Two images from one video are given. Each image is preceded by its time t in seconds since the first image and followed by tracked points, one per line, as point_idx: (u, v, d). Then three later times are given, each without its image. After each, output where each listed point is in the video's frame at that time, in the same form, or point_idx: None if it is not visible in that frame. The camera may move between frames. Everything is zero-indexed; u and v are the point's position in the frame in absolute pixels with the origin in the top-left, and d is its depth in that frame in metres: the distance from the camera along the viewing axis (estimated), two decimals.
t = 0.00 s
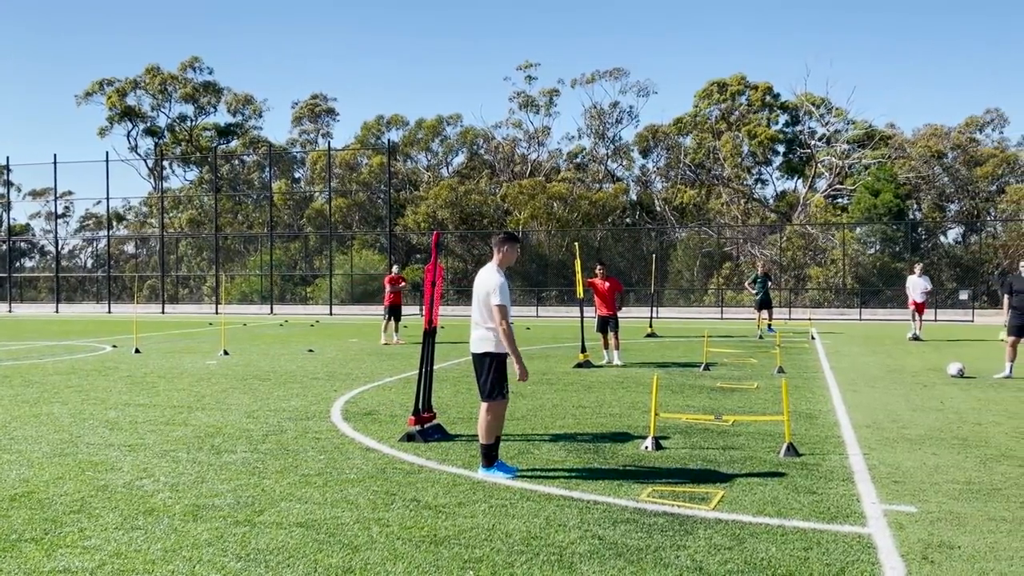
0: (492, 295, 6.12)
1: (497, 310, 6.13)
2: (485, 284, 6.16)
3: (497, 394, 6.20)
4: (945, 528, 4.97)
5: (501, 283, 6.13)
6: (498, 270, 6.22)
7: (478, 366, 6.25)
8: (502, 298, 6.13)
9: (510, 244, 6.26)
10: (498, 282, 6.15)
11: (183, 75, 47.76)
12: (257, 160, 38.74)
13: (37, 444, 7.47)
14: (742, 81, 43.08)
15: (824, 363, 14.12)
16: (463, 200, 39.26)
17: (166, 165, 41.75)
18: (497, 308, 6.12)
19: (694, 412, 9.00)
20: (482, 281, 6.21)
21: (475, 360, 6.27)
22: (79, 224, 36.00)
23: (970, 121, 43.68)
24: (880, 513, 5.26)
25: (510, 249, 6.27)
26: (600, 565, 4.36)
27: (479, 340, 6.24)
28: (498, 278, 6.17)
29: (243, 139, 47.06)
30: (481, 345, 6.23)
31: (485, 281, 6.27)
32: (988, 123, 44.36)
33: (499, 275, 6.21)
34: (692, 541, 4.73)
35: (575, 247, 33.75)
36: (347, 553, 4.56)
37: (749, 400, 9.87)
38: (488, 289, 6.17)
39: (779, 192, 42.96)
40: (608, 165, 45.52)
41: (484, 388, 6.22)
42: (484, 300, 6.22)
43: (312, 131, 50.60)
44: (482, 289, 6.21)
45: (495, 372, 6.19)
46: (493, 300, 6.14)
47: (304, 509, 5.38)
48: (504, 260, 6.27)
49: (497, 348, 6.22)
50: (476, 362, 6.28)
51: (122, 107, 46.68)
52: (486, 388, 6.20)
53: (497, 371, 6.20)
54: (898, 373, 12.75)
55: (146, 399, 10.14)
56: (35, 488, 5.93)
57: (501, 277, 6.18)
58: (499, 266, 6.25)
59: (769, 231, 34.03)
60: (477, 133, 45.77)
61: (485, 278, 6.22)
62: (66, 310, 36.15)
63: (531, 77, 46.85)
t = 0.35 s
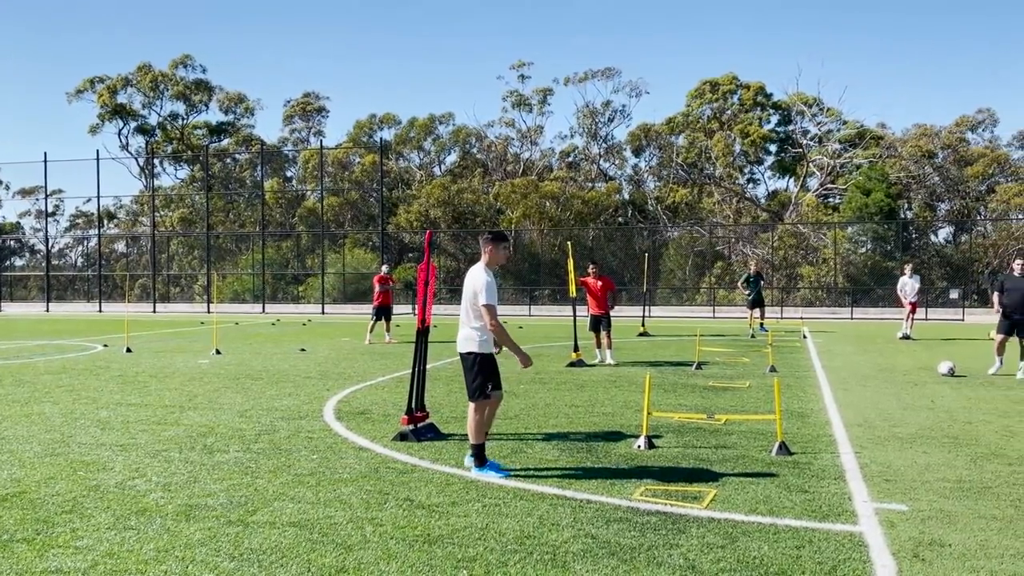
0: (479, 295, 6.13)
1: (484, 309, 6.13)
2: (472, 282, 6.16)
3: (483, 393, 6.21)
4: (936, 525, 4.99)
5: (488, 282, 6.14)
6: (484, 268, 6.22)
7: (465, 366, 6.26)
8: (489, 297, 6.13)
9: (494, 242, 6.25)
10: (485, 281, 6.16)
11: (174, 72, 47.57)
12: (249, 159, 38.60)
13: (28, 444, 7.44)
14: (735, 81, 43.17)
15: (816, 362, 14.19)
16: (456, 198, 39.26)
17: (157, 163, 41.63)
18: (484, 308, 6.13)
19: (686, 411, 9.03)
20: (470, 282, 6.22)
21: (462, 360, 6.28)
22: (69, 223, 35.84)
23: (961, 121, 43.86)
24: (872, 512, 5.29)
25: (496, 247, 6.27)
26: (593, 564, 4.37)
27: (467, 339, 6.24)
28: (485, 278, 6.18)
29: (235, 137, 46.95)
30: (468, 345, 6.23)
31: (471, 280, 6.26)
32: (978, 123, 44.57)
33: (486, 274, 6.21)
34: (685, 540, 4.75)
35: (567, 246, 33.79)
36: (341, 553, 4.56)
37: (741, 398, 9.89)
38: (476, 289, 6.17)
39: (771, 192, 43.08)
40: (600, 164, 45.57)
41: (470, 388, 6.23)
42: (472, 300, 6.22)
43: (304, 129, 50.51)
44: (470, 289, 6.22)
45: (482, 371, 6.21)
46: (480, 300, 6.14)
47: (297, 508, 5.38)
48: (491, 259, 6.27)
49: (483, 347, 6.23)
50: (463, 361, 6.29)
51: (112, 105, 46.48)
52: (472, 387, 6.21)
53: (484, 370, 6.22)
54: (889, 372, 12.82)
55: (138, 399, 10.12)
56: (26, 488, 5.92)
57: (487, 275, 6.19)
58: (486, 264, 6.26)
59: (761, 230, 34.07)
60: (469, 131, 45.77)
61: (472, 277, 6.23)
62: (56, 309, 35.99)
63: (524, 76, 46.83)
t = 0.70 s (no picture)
0: (459, 290, 6.16)
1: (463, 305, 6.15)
2: (455, 279, 6.20)
3: (476, 390, 6.22)
4: (930, 523, 5.02)
5: (466, 279, 6.16)
6: (467, 266, 6.25)
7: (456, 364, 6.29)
8: (468, 294, 6.14)
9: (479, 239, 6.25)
10: (467, 277, 6.18)
11: (168, 70, 47.43)
12: (243, 157, 38.53)
13: (21, 443, 7.42)
14: (729, 80, 43.20)
15: (809, 360, 14.23)
16: (450, 197, 39.24)
17: (150, 162, 41.51)
18: (463, 304, 6.15)
19: (681, 410, 9.05)
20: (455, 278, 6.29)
21: (453, 358, 6.30)
22: (62, 221, 35.72)
23: (955, 120, 43.96)
24: (865, 510, 5.30)
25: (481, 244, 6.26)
26: (588, 563, 4.37)
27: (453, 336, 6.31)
28: (469, 275, 6.19)
29: (229, 135, 46.84)
30: (459, 343, 6.26)
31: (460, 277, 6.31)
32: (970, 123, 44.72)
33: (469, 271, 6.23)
34: (680, 538, 4.75)
35: (562, 244, 33.80)
36: (336, 552, 4.55)
37: (736, 397, 9.91)
38: (457, 286, 6.22)
39: (765, 190, 43.13)
40: (595, 163, 45.59)
41: (462, 385, 6.26)
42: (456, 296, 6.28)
43: (298, 128, 50.41)
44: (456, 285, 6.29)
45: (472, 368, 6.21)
46: (460, 296, 6.18)
47: (292, 508, 5.37)
48: (479, 256, 6.27)
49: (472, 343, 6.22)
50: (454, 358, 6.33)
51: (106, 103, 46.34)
52: (462, 385, 6.26)
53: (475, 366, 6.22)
54: (882, 370, 12.87)
55: (133, 398, 10.10)
56: (20, 487, 5.90)
57: (470, 272, 6.20)
58: (472, 261, 6.27)
59: (755, 229, 34.06)
60: (464, 130, 45.75)
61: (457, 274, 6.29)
62: (49, 308, 35.85)
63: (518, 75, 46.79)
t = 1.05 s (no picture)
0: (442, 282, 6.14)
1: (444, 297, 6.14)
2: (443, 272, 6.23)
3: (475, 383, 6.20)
4: (925, 521, 5.04)
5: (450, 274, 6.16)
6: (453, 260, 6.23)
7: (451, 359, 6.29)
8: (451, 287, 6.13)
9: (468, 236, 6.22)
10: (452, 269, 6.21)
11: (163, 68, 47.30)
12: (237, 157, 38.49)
13: (16, 443, 7.40)
14: (724, 79, 43.27)
15: (804, 359, 14.25)
16: (445, 196, 39.26)
17: (145, 161, 41.39)
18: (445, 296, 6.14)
19: (676, 409, 9.07)
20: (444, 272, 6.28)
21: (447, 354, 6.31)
22: (55, 220, 35.60)
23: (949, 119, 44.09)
24: (861, 508, 5.32)
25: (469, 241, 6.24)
26: (584, 561, 4.38)
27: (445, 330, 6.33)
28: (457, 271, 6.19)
29: (224, 134, 46.75)
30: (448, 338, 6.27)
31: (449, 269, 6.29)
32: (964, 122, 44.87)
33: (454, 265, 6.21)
34: (676, 537, 4.76)
35: (557, 243, 33.86)
36: (332, 551, 4.55)
37: (731, 396, 9.93)
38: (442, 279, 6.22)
39: (760, 189, 43.21)
40: (590, 162, 45.61)
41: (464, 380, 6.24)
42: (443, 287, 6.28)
43: (293, 126, 50.34)
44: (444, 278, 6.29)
45: (468, 361, 6.22)
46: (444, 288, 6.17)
47: (288, 507, 5.36)
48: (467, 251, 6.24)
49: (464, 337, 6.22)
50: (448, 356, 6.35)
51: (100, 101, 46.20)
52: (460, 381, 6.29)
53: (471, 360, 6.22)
54: (877, 369, 12.91)
55: (127, 397, 10.07)
56: (15, 487, 5.88)
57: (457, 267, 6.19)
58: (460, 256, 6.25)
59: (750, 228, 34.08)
60: (459, 129, 45.74)
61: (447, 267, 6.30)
62: (42, 307, 35.72)
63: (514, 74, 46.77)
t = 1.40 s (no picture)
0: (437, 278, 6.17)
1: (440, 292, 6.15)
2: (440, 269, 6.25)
3: (459, 386, 6.22)
4: (919, 519, 5.06)
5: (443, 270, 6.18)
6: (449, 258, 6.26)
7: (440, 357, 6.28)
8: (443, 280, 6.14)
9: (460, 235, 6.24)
10: (448, 266, 6.22)
11: (160, 67, 47.21)
12: (233, 156, 38.46)
13: (11, 442, 7.39)
14: (720, 79, 43.32)
15: (800, 358, 14.27)
16: (441, 195, 39.28)
17: (140, 160, 41.33)
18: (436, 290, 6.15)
19: (672, 407, 9.08)
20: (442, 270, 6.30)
21: (437, 353, 6.31)
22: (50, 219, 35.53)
23: (944, 119, 44.19)
24: (856, 506, 5.34)
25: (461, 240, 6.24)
26: (581, 560, 4.39)
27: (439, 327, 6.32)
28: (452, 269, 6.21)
29: (219, 132, 46.69)
30: (444, 336, 6.26)
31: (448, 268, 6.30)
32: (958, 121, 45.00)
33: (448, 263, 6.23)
34: (672, 535, 4.77)
35: (553, 242, 33.90)
36: (329, 550, 4.56)
37: (727, 395, 9.95)
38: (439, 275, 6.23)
39: (756, 188, 43.28)
40: (586, 161, 45.61)
41: (447, 381, 6.25)
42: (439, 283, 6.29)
43: (288, 125, 50.28)
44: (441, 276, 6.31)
45: (457, 362, 6.22)
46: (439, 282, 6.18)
47: (284, 506, 5.36)
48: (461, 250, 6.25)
49: (458, 336, 6.22)
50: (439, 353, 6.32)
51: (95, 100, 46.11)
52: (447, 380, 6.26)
53: (460, 362, 6.22)
54: (872, 368, 12.94)
55: (122, 396, 10.05)
56: (10, 487, 5.86)
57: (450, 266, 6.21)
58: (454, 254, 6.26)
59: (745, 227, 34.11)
60: (455, 128, 45.76)
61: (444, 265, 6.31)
62: (37, 306, 35.65)
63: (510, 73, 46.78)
